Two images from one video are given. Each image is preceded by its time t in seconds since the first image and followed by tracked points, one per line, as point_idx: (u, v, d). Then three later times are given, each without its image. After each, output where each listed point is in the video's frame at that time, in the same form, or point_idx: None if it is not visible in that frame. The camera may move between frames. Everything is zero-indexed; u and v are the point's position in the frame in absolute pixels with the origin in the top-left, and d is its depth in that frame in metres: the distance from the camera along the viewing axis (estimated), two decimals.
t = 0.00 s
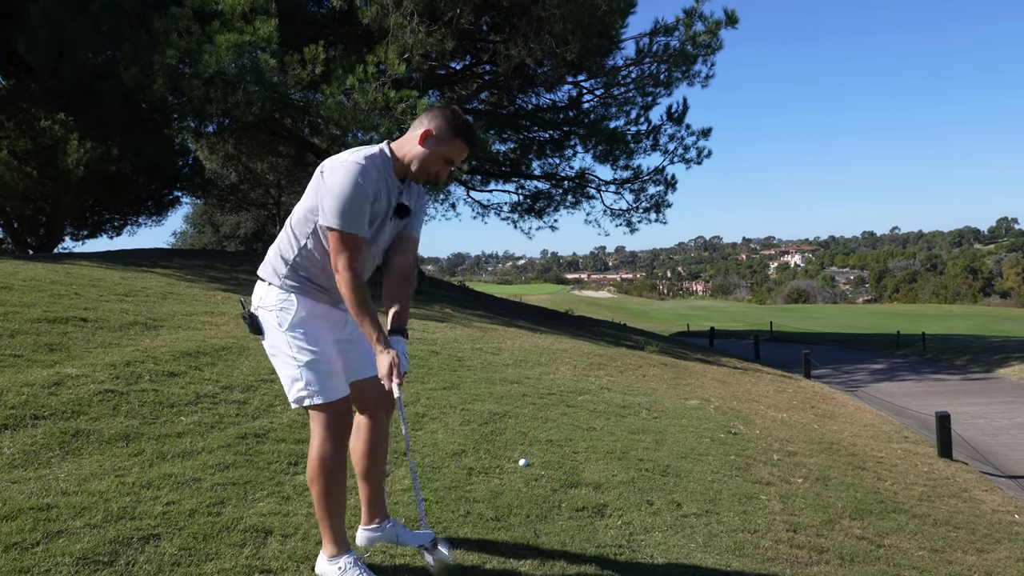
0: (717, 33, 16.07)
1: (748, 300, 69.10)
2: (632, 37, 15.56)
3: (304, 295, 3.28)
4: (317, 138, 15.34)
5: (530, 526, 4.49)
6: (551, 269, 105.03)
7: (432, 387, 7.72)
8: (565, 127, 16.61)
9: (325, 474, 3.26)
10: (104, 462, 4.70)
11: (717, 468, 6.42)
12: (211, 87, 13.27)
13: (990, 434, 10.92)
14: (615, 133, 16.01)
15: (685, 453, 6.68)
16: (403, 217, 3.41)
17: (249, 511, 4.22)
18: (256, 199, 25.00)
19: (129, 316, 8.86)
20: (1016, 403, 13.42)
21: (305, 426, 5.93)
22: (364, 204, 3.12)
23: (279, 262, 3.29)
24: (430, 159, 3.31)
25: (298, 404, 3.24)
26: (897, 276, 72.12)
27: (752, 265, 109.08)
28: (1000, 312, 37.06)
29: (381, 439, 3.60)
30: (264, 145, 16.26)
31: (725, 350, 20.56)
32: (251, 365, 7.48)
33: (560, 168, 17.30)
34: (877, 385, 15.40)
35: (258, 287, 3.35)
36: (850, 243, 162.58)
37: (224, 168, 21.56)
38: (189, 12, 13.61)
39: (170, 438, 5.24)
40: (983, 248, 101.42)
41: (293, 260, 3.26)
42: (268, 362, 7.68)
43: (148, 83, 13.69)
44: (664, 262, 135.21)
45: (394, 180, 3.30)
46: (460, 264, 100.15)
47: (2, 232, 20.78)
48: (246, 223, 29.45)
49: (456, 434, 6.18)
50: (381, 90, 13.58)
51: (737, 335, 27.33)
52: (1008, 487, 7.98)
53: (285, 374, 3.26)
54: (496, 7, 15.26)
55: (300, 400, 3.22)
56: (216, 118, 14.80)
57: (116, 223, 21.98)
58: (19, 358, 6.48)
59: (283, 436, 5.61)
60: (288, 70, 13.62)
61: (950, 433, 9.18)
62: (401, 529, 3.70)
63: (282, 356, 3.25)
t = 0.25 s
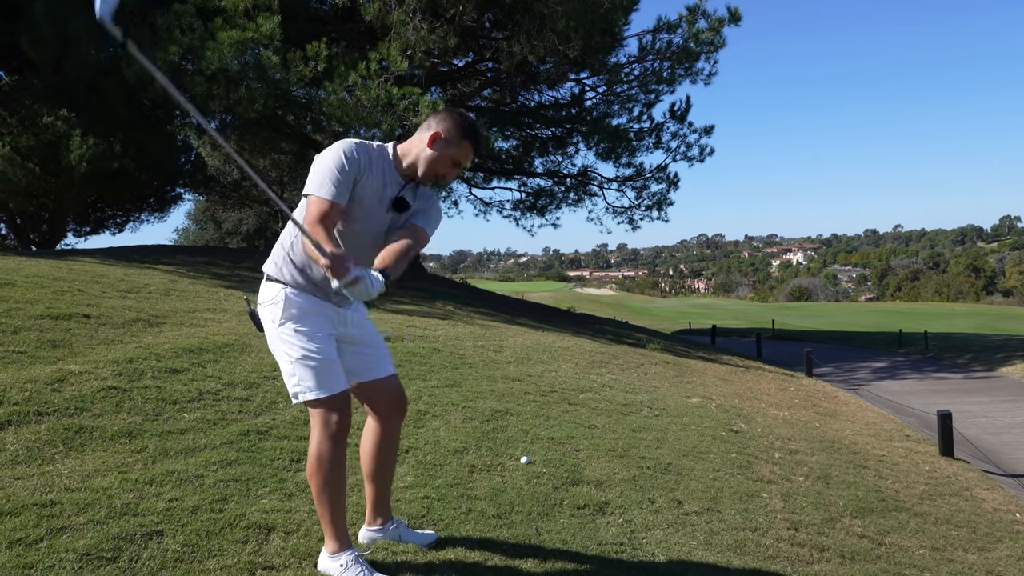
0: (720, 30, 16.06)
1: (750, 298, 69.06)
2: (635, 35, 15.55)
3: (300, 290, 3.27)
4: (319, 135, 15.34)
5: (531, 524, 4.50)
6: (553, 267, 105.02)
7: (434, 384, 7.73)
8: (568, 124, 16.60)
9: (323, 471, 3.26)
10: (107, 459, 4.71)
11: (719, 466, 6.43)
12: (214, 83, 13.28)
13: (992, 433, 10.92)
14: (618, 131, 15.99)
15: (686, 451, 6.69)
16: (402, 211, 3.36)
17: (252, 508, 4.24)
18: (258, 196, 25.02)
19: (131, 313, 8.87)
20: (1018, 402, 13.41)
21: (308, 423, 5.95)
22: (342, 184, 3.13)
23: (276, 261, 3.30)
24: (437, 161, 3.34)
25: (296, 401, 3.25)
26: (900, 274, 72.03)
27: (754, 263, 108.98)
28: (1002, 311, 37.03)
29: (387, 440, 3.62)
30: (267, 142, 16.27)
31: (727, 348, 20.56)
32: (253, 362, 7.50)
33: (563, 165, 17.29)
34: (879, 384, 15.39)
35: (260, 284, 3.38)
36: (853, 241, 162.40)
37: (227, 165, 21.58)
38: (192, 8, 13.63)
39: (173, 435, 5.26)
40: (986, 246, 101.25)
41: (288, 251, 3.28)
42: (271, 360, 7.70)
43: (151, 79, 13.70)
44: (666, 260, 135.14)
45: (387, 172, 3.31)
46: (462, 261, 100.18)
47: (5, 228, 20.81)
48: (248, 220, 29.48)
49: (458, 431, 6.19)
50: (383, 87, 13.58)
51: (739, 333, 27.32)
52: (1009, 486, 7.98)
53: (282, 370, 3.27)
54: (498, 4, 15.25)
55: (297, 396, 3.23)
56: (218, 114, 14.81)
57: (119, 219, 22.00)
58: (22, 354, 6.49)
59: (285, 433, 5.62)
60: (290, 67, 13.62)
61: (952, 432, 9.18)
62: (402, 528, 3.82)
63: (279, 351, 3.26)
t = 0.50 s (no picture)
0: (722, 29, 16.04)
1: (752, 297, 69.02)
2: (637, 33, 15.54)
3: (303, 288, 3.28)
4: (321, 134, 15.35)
5: (534, 523, 4.50)
6: (555, 265, 105.04)
7: (436, 383, 7.73)
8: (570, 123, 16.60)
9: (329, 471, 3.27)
10: (110, 457, 4.72)
11: (721, 465, 6.43)
12: (216, 82, 13.28)
13: (994, 432, 10.91)
14: (620, 129, 15.97)
15: (688, 450, 6.69)
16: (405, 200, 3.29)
17: (254, 507, 4.25)
18: (260, 195, 25.04)
19: (134, 311, 8.89)
20: (1021, 400, 13.39)
21: (310, 421, 5.95)
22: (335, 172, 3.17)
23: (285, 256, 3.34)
24: (446, 162, 3.36)
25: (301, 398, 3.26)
26: (902, 273, 71.97)
27: (756, 261, 108.90)
28: (1005, 309, 37.02)
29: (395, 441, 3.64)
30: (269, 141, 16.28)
31: (729, 347, 20.54)
32: (256, 360, 7.51)
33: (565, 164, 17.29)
34: (881, 382, 15.38)
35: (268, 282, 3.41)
36: (855, 240, 162.26)
37: (229, 164, 21.60)
38: (194, 7, 13.64)
39: (176, 433, 5.27)
40: (988, 245, 101.11)
41: (293, 247, 3.32)
42: (273, 358, 7.70)
43: (153, 78, 13.71)
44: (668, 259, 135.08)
45: (388, 170, 3.29)
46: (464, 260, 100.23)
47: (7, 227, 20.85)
48: (250, 219, 29.51)
49: (460, 430, 6.20)
50: (385, 86, 13.58)
51: (741, 332, 27.31)
52: (1011, 485, 7.97)
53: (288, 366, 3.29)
54: (500, 3, 15.25)
55: (300, 393, 3.25)
56: (220, 113, 14.83)
57: (121, 218, 22.03)
58: (25, 353, 6.50)
59: (287, 431, 5.63)
60: (292, 66, 13.63)
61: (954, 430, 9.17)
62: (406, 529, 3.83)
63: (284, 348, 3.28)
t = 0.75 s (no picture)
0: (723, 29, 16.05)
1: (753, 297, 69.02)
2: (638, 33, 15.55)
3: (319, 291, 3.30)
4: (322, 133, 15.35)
5: (534, 523, 4.50)
6: (555, 265, 105.03)
7: (437, 383, 7.73)
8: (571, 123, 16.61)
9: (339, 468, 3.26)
10: (112, 457, 4.73)
11: (721, 465, 6.43)
12: (217, 82, 13.28)
13: (995, 432, 10.91)
14: (620, 129, 15.98)
15: (689, 450, 6.70)
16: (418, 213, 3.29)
17: (255, 506, 4.25)
18: (261, 194, 25.05)
19: (135, 311, 8.89)
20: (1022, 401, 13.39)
21: (311, 421, 5.96)
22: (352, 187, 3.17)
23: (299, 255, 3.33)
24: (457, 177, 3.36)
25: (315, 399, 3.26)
26: (903, 273, 71.98)
27: (757, 261, 108.88)
28: (1005, 310, 37.05)
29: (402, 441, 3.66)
30: (270, 140, 16.29)
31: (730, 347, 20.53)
32: (256, 360, 7.52)
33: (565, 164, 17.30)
34: (881, 383, 15.38)
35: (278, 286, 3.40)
36: (855, 240, 162.25)
37: (230, 163, 21.61)
38: (195, 7, 13.65)
39: (177, 433, 5.27)
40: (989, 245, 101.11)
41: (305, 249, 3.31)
42: (273, 358, 7.71)
43: (154, 78, 13.72)
44: (668, 259, 135.11)
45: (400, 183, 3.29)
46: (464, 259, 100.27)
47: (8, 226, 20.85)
48: (251, 218, 29.52)
49: (461, 430, 6.20)
50: (386, 86, 13.58)
51: (742, 332, 27.31)
52: (1012, 486, 7.97)
53: (302, 368, 3.28)
54: (501, 2, 15.25)
55: (315, 394, 3.24)
56: (221, 112, 14.83)
57: (121, 217, 22.04)
58: (26, 352, 6.51)
59: (289, 431, 5.63)
60: (293, 65, 13.63)
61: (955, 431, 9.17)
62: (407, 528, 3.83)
63: (299, 352, 3.27)
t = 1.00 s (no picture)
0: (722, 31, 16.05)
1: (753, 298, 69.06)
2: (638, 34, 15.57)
3: (372, 304, 3.32)
4: (323, 135, 15.35)
5: (534, 524, 4.50)
6: (556, 267, 105.05)
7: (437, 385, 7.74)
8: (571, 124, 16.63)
9: (377, 474, 3.33)
10: (112, 458, 4.73)
11: (721, 467, 6.43)
12: (218, 83, 13.29)
13: (995, 434, 10.90)
14: (620, 130, 16.02)
15: (689, 452, 6.70)
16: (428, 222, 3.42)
17: (255, 508, 4.25)
18: (261, 195, 25.07)
19: (135, 312, 8.90)
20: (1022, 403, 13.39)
21: (312, 423, 5.96)
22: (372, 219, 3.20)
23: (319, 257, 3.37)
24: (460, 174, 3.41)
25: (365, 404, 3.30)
26: (903, 275, 72.01)
27: (757, 263, 108.88)
28: (1006, 312, 37.07)
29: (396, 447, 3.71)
30: (270, 141, 16.30)
31: (730, 349, 20.53)
32: (257, 362, 7.52)
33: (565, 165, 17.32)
34: (881, 384, 15.38)
35: (312, 295, 3.27)
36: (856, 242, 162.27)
37: (230, 165, 21.63)
38: (196, 8, 13.67)
39: (177, 434, 5.28)
40: (989, 247, 101.12)
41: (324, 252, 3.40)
42: (273, 359, 7.71)
43: (154, 79, 13.73)
44: (668, 260, 135.15)
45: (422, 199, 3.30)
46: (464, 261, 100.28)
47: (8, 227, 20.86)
48: (251, 220, 29.54)
49: (461, 431, 6.20)
50: (387, 87, 13.60)
51: (742, 334, 27.31)
52: (1012, 488, 7.98)
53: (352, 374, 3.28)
54: (501, 4, 15.25)
55: (364, 399, 3.29)
56: (222, 114, 14.85)
57: (122, 218, 22.05)
58: (27, 354, 6.51)
59: (289, 432, 5.63)
60: (294, 67, 13.64)
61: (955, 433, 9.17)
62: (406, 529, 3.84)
63: (350, 365, 3.27)
